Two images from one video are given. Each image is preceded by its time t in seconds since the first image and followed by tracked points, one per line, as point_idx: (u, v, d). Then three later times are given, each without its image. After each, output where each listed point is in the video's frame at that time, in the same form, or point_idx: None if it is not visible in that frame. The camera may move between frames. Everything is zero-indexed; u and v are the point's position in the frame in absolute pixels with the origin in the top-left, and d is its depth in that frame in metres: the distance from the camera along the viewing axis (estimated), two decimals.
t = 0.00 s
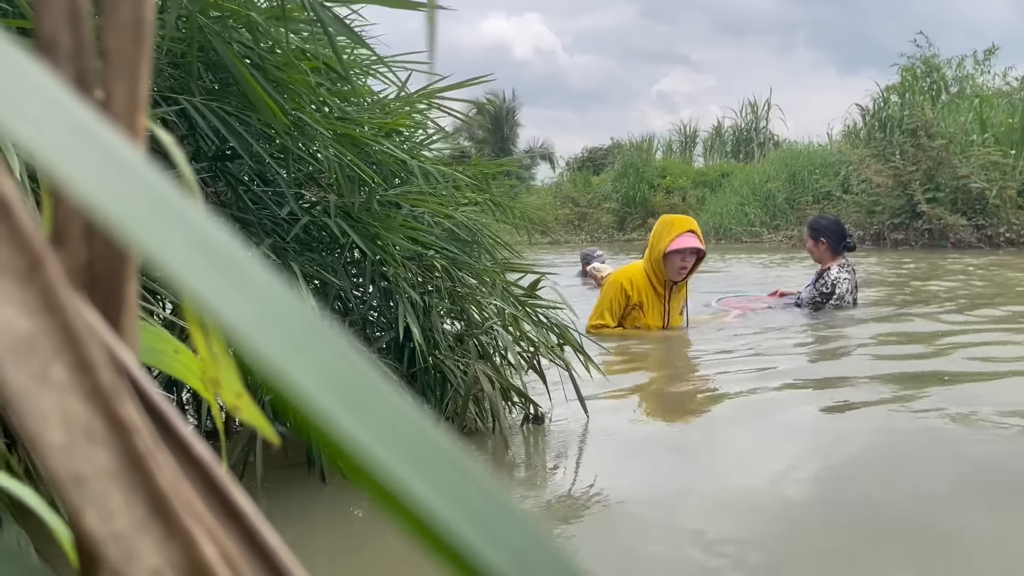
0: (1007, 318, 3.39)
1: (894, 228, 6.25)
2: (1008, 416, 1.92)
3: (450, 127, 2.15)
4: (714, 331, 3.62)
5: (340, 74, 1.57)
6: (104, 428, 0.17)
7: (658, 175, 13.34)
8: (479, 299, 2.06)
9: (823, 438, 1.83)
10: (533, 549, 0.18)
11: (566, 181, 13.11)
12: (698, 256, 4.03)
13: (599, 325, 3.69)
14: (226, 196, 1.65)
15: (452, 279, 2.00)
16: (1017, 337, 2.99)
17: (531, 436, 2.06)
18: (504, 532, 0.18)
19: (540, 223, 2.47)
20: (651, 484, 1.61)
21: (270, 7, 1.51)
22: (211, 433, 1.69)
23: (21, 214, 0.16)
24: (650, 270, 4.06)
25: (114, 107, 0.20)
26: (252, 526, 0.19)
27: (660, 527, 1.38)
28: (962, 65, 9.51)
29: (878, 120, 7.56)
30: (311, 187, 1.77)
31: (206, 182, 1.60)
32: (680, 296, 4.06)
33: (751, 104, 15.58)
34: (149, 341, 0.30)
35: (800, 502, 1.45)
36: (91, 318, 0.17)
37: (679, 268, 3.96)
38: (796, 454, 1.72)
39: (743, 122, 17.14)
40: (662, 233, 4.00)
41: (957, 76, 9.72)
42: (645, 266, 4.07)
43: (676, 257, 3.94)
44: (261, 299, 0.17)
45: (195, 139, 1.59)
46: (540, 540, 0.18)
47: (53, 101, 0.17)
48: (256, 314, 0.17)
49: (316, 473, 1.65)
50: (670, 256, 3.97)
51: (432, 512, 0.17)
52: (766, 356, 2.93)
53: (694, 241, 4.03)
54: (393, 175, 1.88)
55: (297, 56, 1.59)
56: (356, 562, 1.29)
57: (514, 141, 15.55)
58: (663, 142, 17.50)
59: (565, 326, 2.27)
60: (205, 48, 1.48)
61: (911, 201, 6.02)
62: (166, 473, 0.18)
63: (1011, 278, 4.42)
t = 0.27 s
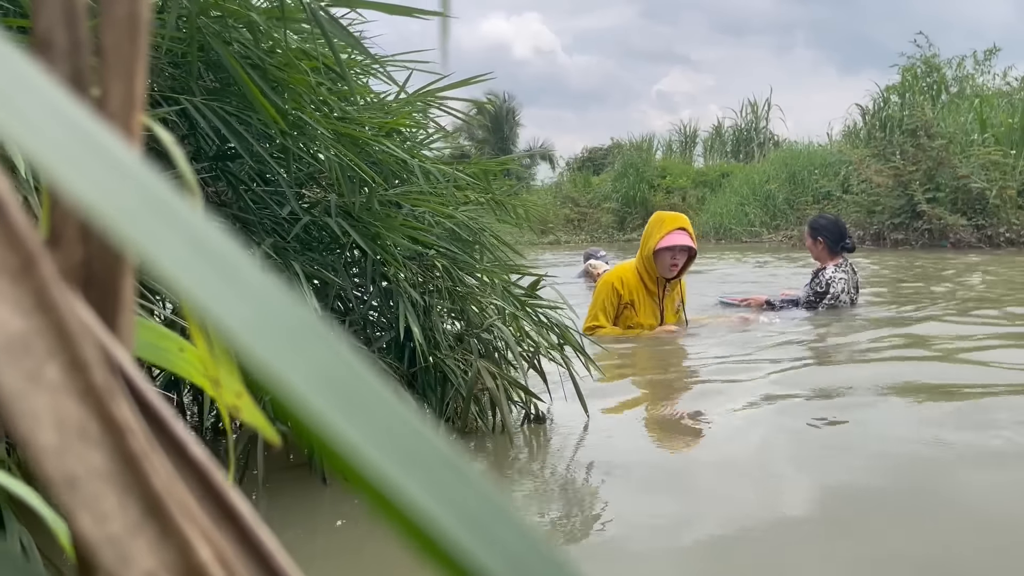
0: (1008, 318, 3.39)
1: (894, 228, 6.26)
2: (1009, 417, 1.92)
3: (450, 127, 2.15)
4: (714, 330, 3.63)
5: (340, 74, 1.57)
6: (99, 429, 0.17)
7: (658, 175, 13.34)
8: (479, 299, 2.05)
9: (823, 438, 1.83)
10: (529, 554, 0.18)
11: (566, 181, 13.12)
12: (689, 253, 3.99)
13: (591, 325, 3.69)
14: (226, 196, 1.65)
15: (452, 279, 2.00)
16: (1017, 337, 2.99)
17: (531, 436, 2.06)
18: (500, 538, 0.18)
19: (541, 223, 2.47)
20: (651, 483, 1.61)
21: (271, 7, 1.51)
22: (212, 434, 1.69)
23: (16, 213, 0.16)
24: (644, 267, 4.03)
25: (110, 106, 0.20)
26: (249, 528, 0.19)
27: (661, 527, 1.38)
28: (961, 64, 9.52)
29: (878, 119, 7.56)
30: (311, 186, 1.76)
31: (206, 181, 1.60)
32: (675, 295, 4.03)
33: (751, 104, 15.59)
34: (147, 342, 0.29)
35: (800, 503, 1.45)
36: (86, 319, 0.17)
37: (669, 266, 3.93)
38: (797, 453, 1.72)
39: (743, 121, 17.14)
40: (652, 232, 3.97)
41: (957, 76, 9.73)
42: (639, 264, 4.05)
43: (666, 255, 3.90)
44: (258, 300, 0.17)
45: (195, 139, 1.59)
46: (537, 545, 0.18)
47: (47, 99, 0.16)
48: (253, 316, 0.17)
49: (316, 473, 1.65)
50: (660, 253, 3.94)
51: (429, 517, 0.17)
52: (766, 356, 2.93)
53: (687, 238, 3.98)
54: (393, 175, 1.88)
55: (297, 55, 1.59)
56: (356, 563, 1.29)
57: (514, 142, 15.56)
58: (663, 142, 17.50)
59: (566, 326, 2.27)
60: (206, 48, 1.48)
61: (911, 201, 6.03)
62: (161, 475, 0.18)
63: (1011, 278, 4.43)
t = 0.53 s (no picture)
0: (1007, 318, 3.39)
1: (894, 228, 6.26)
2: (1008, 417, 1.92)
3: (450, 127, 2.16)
4: (714, 331, 3.63)
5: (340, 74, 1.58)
6: (105, 423, 0.17)
7: (658, 175, 13.34)
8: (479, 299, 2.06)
9: (822, 438, 1.84)
10: (528, 545, 0.18)
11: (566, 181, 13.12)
12: (673, 244, 3.97)
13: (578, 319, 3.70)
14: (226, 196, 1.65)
15: (452, 279, 2.00)
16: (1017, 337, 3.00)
17: (532, 437, 2.06)
18: (500, 529, 0.18)
19: (541, 223, 2.47)
20: (650, 483, 1.61)
21: (271, 8, 1.51)
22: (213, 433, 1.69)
23: (24, 211, 0.16)
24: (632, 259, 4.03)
25: (109, 107, 0.20)
26: (250, 520, 0.19)
27: (660, 526, 1.38)
28: (962, 64, 9.53)
29: (878, 120, 7.56)
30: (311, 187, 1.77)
31: (206, 181, 1.60)
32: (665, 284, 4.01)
33: (752, 104, 15.60)
34: (148, 340, 0.30)
35: (798, 503, 1.46)
36: (93, 315, 0.17)
37: (652, 258, 3.93)
38: (796, 453, 1.72)
39: (743, 121, 17.13)
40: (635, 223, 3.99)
41: (958, 76, 9.74)
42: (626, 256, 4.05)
43: (649, 246, 3.91)
44: (260, 297, 0.17)
45: (195, 139, 1.59)
46: (535, 536, 0.19)
47: (52, 100, 0.17)
48: (255, 313, 0.17)
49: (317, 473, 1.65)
50: (643, 245, 3.94)
51: (429, 507, 0.17)
52: (766, 357, 2.93)
53: (670, 229, 3.97)
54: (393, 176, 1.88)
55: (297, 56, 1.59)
56: (358, 562, 1.29)
57: (514, 142, 15.57)
58: (663, 142, 17.50)
59: (565, 325, 2.27)
60: (206, 48, 1.48)
61: (911, 201, 6.03)
62: (165, 468, 0.18)
63: (1011, 278, 4.43)
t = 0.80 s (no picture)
0: (1008, 317, 3.39)
1: (894, 228, 6.26)
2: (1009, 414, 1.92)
3: (450, 127, 2.15)
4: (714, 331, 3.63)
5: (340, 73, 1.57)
6: (100, 419, 0.17)
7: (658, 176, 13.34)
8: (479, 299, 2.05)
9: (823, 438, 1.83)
10: (528, 546, 0.18)
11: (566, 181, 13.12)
12: (676, 248, 3.97)
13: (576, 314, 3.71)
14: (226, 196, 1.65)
15: (452, 279, 2.00)
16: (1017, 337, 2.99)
17: (533, 437, 2.06)
18: (499, 530, 0.18)
19: (541, 223, 2.47)
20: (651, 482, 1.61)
21: (272, 8, 1.51)
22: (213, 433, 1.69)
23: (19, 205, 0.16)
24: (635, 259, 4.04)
25: (108, 101, 0.20)
26: (248, 518, 0.19)
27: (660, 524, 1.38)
28: (962, 65, 9.52)
29: (878, 120, 7.56)
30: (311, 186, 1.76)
31: (206, 181, 1.60)
32: (667, 286, 4.01)
33: (751, 104, 15.59)
34: (147, 337, 0.29)
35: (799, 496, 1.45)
36: (88, 310, 0.17)
37: (654, 258, 3.94)
38: (796, 450, 1.72)
39: (744, 122, 17.13)
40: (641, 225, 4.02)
41: (957, 76, 9.74)
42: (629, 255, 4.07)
43: (651, 246, 3.92)
44: (257, 294, 0.17)
45: (195, 139, 1.59)
46: (535, 539, 0.18)
47: (47, 91, 0.17)
48: (252, 311, 0.17)
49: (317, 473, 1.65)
50: (646, 245, 3.95)
51: (427, 508, 0.17)
52: (766, 356, 2.93)
53: (673, 232, 3.97)
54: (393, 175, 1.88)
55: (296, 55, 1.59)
56: (357, 562, 1.29)
57: (514, 142, 15.57)
58: (663, 142, 17.50)
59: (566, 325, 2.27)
60: (206, 48, 1.48)
61: (911, 201, 6.03)
62: (161, 465, 0.18)
63: (1011, 278, 4.43)
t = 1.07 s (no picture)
0: (1007, 319, 3.39)
1: (894, 228, 6.25)
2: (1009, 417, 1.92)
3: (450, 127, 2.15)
4: (714, 331, 3.63)
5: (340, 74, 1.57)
6: (96, 434, 0.16)
7: (658, 175, 13.34)
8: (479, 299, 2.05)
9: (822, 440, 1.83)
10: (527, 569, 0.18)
11: (566, 181, 13.12)
12: (679, 245, 3.97)
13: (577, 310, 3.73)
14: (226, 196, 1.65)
15: (452, 279, 2.00)
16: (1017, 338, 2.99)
17: (533, 437, 2.05)
18: (498, 553, 0.18)
19: (541, 223, 2.46)
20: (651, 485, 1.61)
21: (271, 8, 1.51)
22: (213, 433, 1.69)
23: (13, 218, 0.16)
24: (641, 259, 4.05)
25: (109, 108, 0.20)
26: (248, 532, 0.19)
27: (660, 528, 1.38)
28: (961, 65, 9.52)
29: (878, 120, 7.56)
30: (311, 187, 1.76)
31: (206, 182, 1.60)
32: (672, 285, 4.00)
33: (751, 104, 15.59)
34: (149, 341, 0.29)
35: (799, 508, 1.46)
36: (84, 323, 0.17)
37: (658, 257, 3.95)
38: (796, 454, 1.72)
39: (743, 121, 17.12)
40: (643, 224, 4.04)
41: (958, 76, 9.73)
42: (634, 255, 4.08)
43: (656, 245, 3.93)
44: (257, 311, 0.17)
45: (195, 139, 1.59)
46: (534, 561, 0.18)
47: (41, 98, 0.16)
48: (249, 327, 0.16)
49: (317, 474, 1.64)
50: (651, 244, 3.96)
51: (426, 530, 0.17)
52: (765, 357, 2.93)
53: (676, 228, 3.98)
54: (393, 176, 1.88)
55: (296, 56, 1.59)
56: (358, 564, 1.29)
57: (514, 141, 15.57)
58: (663, 141, 17.49)
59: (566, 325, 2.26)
60: (206, 48, 1.48)
61: (911, 201, 6.03)
62: (159, 482, 0.17)
63: (1011, 279, 4.42)
